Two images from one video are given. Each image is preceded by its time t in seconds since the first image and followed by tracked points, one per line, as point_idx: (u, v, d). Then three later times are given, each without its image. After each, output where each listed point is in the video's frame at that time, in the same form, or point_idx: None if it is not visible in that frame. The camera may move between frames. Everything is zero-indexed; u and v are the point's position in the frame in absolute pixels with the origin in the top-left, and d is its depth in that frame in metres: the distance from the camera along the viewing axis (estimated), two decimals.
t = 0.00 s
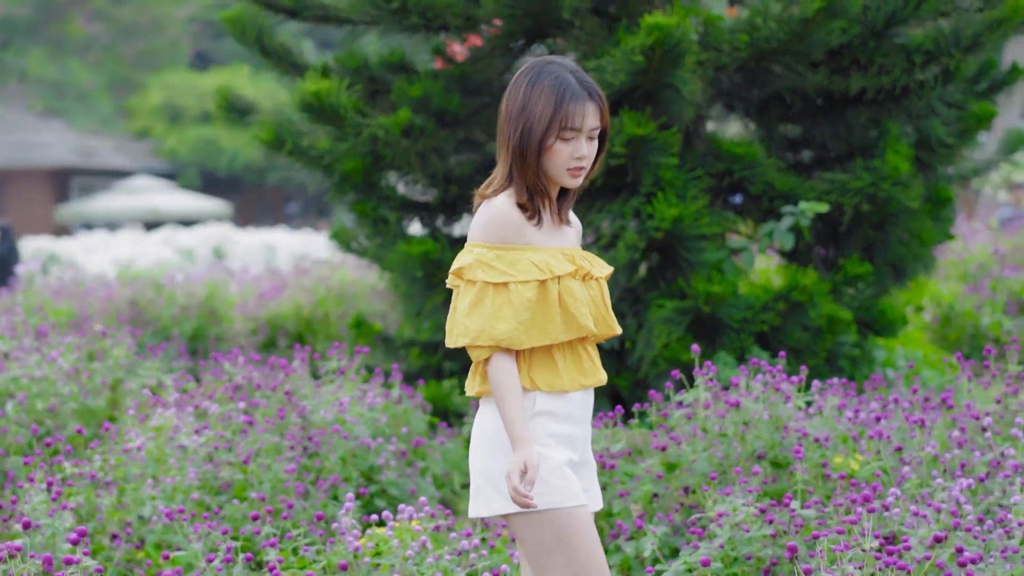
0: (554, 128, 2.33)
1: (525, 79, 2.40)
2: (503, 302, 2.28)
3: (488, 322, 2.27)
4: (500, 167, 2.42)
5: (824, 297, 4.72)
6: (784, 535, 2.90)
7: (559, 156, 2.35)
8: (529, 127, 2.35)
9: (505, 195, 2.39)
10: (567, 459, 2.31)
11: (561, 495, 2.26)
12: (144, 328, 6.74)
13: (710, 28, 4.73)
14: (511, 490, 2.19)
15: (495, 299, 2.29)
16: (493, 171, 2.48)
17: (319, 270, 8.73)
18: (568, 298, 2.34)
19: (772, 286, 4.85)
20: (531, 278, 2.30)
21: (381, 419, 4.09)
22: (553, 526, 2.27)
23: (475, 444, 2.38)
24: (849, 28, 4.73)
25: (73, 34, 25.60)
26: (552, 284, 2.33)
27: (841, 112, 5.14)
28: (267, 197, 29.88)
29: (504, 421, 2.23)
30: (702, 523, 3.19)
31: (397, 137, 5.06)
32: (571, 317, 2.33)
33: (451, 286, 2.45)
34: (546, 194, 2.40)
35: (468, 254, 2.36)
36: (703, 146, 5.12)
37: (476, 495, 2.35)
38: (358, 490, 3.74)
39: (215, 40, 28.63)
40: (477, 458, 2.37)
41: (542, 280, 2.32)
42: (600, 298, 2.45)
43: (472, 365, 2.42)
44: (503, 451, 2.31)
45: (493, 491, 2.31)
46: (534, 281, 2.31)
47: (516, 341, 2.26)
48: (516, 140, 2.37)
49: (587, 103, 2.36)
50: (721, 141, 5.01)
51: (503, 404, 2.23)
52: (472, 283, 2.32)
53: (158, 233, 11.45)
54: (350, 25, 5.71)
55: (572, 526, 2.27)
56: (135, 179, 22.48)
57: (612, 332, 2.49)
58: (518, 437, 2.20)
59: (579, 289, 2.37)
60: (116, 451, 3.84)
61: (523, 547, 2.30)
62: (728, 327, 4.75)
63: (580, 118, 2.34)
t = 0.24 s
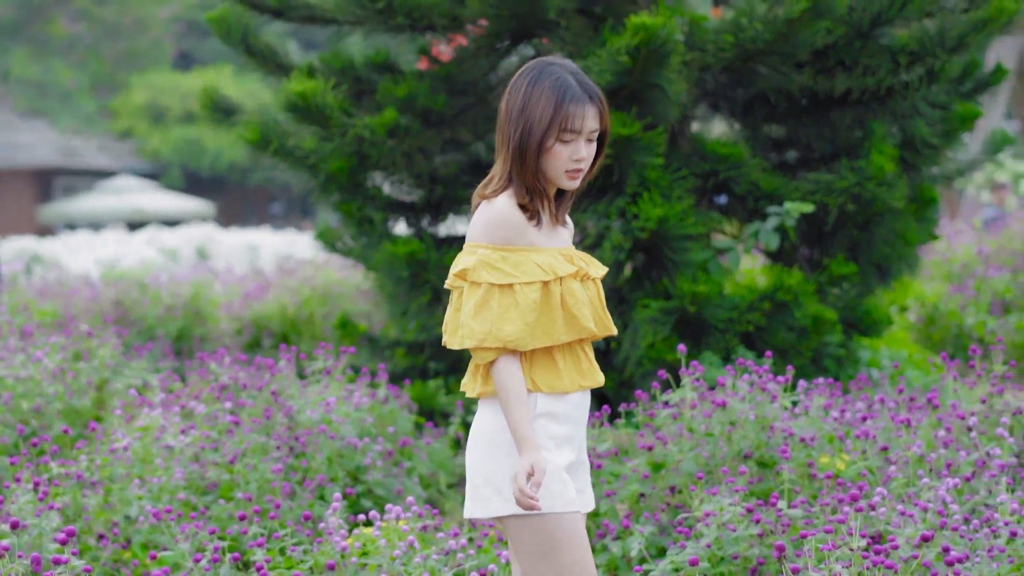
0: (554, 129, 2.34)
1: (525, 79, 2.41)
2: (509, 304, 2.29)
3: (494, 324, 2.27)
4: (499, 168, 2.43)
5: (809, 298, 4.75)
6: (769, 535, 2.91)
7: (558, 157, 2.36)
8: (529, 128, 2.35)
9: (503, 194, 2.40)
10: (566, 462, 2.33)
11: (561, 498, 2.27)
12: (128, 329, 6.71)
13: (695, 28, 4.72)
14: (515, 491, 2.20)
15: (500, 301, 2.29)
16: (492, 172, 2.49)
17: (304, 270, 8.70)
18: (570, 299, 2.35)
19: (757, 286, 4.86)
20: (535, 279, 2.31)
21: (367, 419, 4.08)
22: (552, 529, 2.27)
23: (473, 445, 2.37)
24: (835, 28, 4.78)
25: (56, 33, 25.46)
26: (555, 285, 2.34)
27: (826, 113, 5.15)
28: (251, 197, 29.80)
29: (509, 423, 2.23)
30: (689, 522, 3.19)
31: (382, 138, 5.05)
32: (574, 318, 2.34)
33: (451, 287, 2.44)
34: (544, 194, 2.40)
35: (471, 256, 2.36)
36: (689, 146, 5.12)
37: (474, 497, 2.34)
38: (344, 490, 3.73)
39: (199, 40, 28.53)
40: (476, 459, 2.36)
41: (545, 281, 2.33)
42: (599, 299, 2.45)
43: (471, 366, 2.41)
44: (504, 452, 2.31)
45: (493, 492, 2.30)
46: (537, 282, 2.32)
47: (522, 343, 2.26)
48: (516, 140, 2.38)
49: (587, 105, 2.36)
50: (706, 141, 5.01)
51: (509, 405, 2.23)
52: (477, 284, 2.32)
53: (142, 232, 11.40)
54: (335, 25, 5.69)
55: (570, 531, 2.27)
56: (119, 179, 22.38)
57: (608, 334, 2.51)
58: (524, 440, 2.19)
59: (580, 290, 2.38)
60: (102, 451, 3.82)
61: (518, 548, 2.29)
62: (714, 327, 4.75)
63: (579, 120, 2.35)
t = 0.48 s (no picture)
0: (554, 133, 2.33)
1: (526, 81, 2.40)
2: (517, 307, 2.27)
3: (503, 328, 2.25)
4: (498, 169, 2.42)
5: (795, 297, 4.76)
6: (757, 534, 2.91)
7: (557, 161, 2.35)
8: (529, 131, 2.34)
9: (502, 197, 2.39)
10: (571, 466, 2.34)
11: (566, 504, 2.29)
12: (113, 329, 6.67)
13: (681, 28, 4.75)
14: (526, 497, 2.20)
15: (508, 305, 2.28)
16: (490, 174, 2.48)
17: (290, 270, 8.68)
18: (574, 301, 2.35)
19: (743, 286, 4.87)
20: (540, 281, 2.30)
21: (354, 419, 4.08)
22: (552, 537, 2.29)
23: (477, 450, 2.36)
24: (820, 29, 4.80)
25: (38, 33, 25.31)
26: (559, 287, 2.33)
27: (812, 114, 5.17)
28: (235, 198, 29.72)
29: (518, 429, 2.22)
30: (676, 522, 3.20)
31: (368, 138, 5.04)
32: (579, 320, 2.34)
33: (452, 292, 2.41)
34: (542, 197, 2.39)
35: (475, 260, 2.34)
36: (674, 146, 5.13)
37: (478, 502, 2.34)
38: (331, 490, 3.73)
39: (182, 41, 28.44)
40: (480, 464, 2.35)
41: (550, 283, 2.32)
42: (596, 299, 2.47)
43: (475, 371, 2.38)
44: (511, 458, 2.31)
45: (499, 498, 2.30)
46: (543, 284, 2.31)
47: (531, 346, 2.25)
48: (515, 143, 2.37)
49: (587, 109, 2.35)
50: (691, 142, 5.02)
51: (519, 412, 2.23)
52: (483, 288, 2.30)
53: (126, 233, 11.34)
54: (321, 25, 5.67)
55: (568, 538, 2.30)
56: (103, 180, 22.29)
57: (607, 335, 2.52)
58: (535, 446, 2.19)
59: (582, 292, 2.38)
60: (89, 452, 3.80)
61: (516, 554, 2.32)
62: (700, 327, 4.76)
63: (579, 124, 2.34)
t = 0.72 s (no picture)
0: (553, 135, 2.34)
1: (524, 81, 2.40)
2: (522, 308, 2.28)
3: (509, 329, 2.25)
4: (496, 169, 2.42)
5: (782, 297, 4.77)
6: (745, 533, 2.92)
7: (555, 162, 2.36)
8: (527, 132, 2.34)
9: (500, 198, 2.39)
10: (575, 467, 2.36)
11: (570, 506, 2.31)
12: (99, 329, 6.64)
13: (667, 28, 4.75)
14: (533, 500, 2.22)
15: (513, 306, 2.28)
16: (488, 173, 2.48)
17: (276, 270, 8.66)
18: (576, 300, 2.36)
19: (729, 286, 4.88)
20: (544, 281, 2.31)
21: (341, 419, 4.07)
22: (553, 537, 2.32)
23: (483, 450, 2.38)
24: (807, 29, 4.80)
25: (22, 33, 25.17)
26: (561, 287, 2.35)
27: (798, 115, 5.18)
28: (220, 197, 29.63)
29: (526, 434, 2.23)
30: (664, 522, 3.20)
31: (355, 138, 5.04)
32: (582, 319, 2.36)
33: (454, 295, 2.41)
34: (539, 198, 2.40)
35: (477, 262, 2.34)
36: (661, 145, 5.13)
37: (483, 502, 2.36)
38: (319, 490, 3.72)
39: (167, 40, 28.33)
40: (485, 465, 2.37)
41: (553, 283, 2.33)
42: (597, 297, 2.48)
43: (480, 374, 2.39)
44: (517, 459, 2.32)
45: (504, 499, 2.32)
46: (546, 284, 2.32)
47: (537, 346, 2.26)
48: (513, 144, 2.37)
49: (585, 110, 2.36)
50: (679, 142, 5.03)
51: (527, 415, 2.24)
52: (487, 290, 2.30)
53: (111, 233, 11.30)
54: (308, 25, 5.66)
55: (566, 539, 2.32)
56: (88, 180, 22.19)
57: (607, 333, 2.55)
58: (543, 451, 2.20)
59: (584, 290, 2.40)
60: (76, 452, 3.79)
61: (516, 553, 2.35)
62: (687, 327, 4.77)
63: (578, 125, 2.34)
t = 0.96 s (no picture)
0: (551, 137, 2.33)
1: (522, 82, 2.39)
2: (524, 309, 2.28)
3: (512, 330, 2.26)
4: (493, 171, 2.42)
5: (765, 298, 4.78)
6: (731, 533, 2.92)
7: (553, 164, 2.35)
8: (525, 134, 2.33)
9: (498, 200, 2.39)
10: (583, 467, 2.35)
11: (579, 507, 2.31)
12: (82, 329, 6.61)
13: (651, 29, 4.77)
14: (543, 504, 2.21)
15: (515, 307, 2.28)
16: (485, 174, 2.48)
17: (260, 270, 8.62)
18: (577, 298, 2.35)
19: (713, 286, 4.90)
20: (544, 280, 2.31)
21: (326, 419, 4.06)
22: (559, 537, 2.32)
23: (489, 452, 2.37)
24: (791, 30, 4.84)
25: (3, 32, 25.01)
26: (562, 286, 2.34)
27: (781, 115, 5.17)
28: (203, 197, 29.51)
29: (534, 434, 2.23)
30: (649, 521, 3.20)
31: (339, 137, 5.02)
32: (584, 317, 2.35)
33: (455, 299, 2.40)
34: (536, 200, 2.40)
35: (476, 266, 2.33)
36: (644, 146, 5.09)
37: (490, 503, 2.35)
38: (304, 490, 3.71)
39: (149, 40, 28.21)
40: (492, 466, 2.37)
41: (553, 282, 2.33)
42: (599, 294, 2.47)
43: (484, 377, 2.38)
44: (524, 461, 2.32)
45: (512, 500, 2.31)
46: (547, 284, 2.31)
47: (541, 346, 2.26)
48: (511, 145, 2.36)
49: (583, 113, 2.35)
50: (662, 142, 5.01)
51: (534, 418, 2.23)
52: (488, 294, 2.30)
53: (92, 233, 11.24)
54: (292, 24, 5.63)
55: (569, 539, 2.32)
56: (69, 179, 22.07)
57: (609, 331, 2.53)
58: (552, 451, 2.20)
59: (584, 288, 2.39)
60: (60, 452, 3.77)
61: (521, 554, 2.35)
62: (671, 327, 4.77)
63: (576, 128, 2.34)
